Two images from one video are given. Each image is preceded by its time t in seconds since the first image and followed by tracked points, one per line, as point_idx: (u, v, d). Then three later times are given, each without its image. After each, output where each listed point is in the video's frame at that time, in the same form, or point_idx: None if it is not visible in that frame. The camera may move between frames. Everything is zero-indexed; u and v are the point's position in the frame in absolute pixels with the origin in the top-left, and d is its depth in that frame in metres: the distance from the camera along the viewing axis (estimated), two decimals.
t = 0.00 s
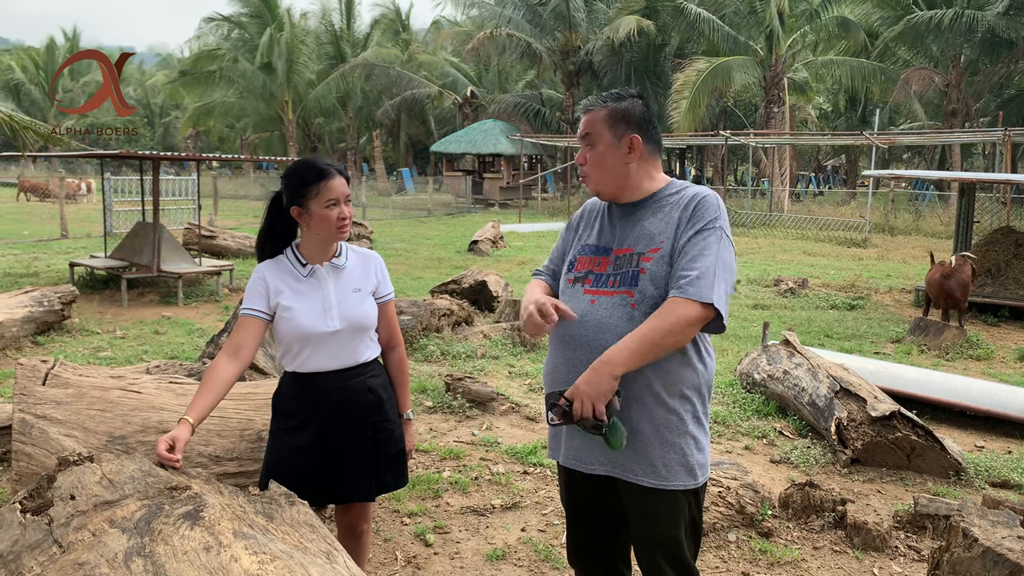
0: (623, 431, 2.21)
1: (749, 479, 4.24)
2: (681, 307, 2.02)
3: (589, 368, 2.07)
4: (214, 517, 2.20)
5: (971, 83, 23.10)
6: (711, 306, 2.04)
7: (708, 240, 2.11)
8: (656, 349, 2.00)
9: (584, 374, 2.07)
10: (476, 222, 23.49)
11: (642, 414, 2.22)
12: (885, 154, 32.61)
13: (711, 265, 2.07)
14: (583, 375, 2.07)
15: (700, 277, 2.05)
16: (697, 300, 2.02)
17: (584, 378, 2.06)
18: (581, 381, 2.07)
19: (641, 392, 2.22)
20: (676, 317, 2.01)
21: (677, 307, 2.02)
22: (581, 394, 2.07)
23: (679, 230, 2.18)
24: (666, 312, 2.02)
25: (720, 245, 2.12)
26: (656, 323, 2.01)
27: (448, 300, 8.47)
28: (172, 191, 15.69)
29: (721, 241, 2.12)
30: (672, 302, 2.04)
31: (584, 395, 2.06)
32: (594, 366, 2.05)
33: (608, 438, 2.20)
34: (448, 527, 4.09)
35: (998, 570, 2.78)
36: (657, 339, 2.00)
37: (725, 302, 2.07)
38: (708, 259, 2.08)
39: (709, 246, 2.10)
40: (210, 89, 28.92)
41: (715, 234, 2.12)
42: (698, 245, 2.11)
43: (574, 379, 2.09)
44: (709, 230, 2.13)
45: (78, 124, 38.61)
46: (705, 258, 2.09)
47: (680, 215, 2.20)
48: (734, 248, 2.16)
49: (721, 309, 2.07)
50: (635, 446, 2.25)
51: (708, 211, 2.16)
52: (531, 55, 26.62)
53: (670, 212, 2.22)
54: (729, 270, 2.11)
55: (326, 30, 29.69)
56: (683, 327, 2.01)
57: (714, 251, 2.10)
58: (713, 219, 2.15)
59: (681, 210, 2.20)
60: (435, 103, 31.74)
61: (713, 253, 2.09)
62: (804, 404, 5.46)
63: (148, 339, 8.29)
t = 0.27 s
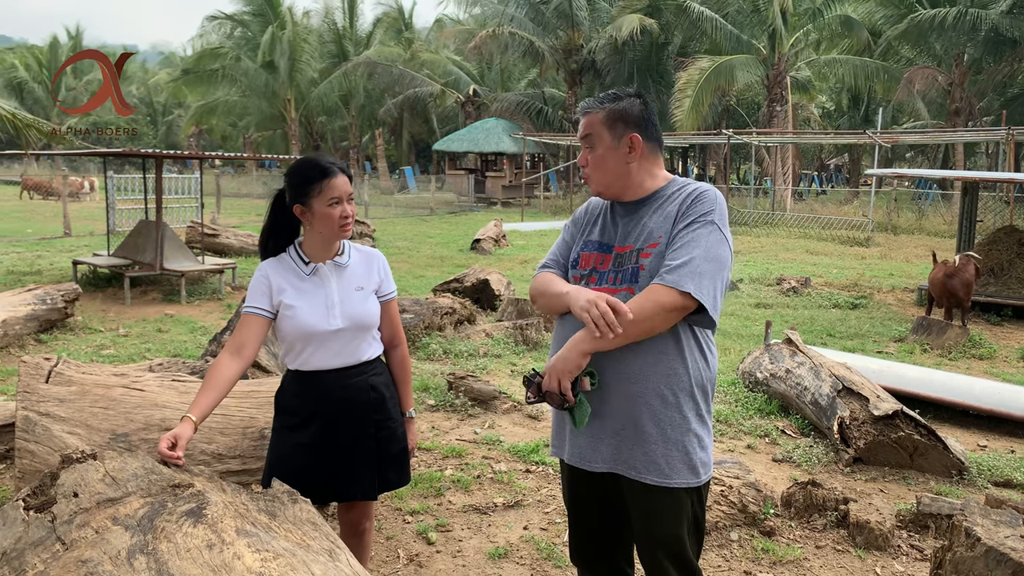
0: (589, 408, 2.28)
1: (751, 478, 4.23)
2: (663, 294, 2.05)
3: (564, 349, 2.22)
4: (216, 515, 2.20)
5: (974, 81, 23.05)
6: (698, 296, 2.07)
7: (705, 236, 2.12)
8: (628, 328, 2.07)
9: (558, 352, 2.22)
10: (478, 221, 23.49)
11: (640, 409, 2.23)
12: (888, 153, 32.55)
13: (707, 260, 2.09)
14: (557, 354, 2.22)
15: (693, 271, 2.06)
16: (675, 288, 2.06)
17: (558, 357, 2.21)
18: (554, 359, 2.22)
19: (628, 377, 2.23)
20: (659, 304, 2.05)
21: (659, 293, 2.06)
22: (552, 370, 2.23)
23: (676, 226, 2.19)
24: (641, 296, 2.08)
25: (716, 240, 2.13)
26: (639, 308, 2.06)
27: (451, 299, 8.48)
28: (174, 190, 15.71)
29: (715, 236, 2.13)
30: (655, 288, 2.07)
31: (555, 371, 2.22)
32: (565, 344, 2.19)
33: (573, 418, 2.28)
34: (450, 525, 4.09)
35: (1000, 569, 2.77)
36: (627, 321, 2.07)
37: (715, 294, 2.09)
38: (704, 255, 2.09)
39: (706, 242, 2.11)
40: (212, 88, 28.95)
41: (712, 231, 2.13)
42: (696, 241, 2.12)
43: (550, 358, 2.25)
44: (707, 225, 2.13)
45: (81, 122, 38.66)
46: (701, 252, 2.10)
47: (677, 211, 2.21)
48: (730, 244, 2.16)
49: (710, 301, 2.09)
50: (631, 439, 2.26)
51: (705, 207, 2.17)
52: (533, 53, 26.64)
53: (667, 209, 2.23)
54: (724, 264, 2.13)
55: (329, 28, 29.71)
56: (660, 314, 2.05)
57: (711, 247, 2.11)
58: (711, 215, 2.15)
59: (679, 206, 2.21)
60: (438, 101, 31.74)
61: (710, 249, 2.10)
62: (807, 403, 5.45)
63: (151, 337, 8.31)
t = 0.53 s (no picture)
0: (596, 412, 2.27)
1: (753, 477, 4.23)
2: (667, 298, 2.06)
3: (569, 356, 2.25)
4: (219, 513, 2.20)
5: (978, 80, 22.98)
6: (702, 300, 2.07)
7: (708, 236, 2.11)
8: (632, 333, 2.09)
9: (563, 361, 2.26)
10: (480, 220, 23.49)
11: (642, 409, 2.22)
12: (891, 152, 32.50)
13: (709, 261, 2.08)
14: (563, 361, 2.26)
15: (695, 272, 2.06)
16: (680, 292, 2.05)
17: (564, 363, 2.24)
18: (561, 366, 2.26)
19: (629, 377, 2.23)
20: (664, 308, 2.05)
21: (665, 298, 2.06)
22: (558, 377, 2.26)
23: (679, 226, 2.18)
24: (646, 300, 2.08)
25: (719, 241, 2.13)
26: (643, 312, 2.07)
27: (453, 297, 8.48)
28: (177, 187, 15.72)
29: (718, 237, 2.12)
30: (657, 293, 2.08)
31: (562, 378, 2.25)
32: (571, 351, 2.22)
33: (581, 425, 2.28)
34: (452, 524, 4.09)
35: (1004, 569, 2.76)
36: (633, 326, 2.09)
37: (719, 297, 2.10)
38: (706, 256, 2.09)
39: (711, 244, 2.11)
40: (215, 86, 28.95)
41: (716, 232, 2.13)
42: (700, 242, 2.11)
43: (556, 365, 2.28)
44: (710, 225, 2.13)
45: (85, 121, 38.72)
46: (705, 252, 2.10)
47: (680, 211, 2.20)
48: (733, 245, 2.16)
49: (714, 304, 2.09)
50: (632, 438, 2.25)
51: (708, 207, 2.17)
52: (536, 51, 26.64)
53: (670, 209, 2.23)
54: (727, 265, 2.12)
55: (332, 27, 29.71)
56: (664, 318, 2.06)
57: (714, 247, 2.11)
58: (713, 214, 2.15)
59: (682, 207, 2.21)
60: (441, 99, 31.73)
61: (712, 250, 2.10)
62: (810, 402, 5.44)
63: (154, 335, 8.31)
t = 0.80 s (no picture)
0: (608, 418, 2.27)
1: (756, 476, 4.22)
2: (681, 303, 2.04)
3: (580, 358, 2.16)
4: (221, 512, 2.20)
5: (981, 79, 22.92)
6: (713, 304, 2.06)
7: (714, 237, 2.11)
8: (651, 341, 2.05)
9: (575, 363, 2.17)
10: (483, 219, 23.47)
11: (644, 410, 2.22)
12: (894, 151, 32.43)
13: (716, 263, 2.07)
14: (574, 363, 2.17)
15: (704, 274, 2.05)
16: (696, 297, 2.03)
17: (576, 366, 2.16)
18: (573, 369, 2.17)
19: (633, 379, 2.22)
20: (678, 313, 2.03)
21: (679, 303, 2.04)
22: (569, 382, 2.17)
23: (684, 227, 2.18)
24: (665, 306, 2.05)
25: (726, 242, 2.12)
26: (658, 316, 2.04)
27: (455, 296, 8.47)
28: (179, 186, 15.72)
29: (726, 238, 2.12)
30: (672, 298, 2.05)
31: (574, 382, 2.16)
32: (585, 356, 2.14)
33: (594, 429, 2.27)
34: (454, 523, 4.09)
35: (1008, 569, 2.76)
36: (653, 333, 2.04)
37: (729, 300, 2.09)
38: (714, 258, 2.08)
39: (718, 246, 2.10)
40: (218, 84, 28.94)
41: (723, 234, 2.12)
42: (705, 243, 2.11)
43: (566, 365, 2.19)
44: (715, 227, 2.12)
45: (87, 119, 38.74)
46: (713, 254, 2.09)
47: (685, 212, 2.19)
48: (739, 246, 2.15)
49: (726, 307, 2.08)
50: (633, 438, 2.25)
51: (713, 207, 2.15)
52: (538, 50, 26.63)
53: (675, 210, 2.22)
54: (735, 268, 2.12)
55: (334, 26, 29.72)
56: (682, 324, 2.04)
57: (721, 248, 2.10)
58: (718, 216, 2.14)
59: (688, 208, 2.20)
60: (443, 98, 31.71)
61: (719, 250, 2.09)
62: (812, 402, 5.44)
63: (156, 334, 8.31)
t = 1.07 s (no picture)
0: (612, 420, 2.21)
1: (757, 476, 4.22)
2: (700, 312, 2.01)
3: (605, 356, 2.04)
4: (222, 512, 2.19)
5: (981, 78, 22.92)
6: (731, 312, 2.04)
7: (718, 239, 2.10)
8: (675, 352, 2.00)
9: (600, 362, 2.03)
10: (483, 218, 23.46)
11: (644, 411, 2.21)
12: (895, 150, 32.41)
13: (722, 266, 2.05)
14: (598, 361, 2.03)
15: (713, 278, 2.03)
16: (718, 307, 2.01)
17: (600, 367, 2.02)
18: (599, 371, 2.02)
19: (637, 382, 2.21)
20: (696, 320, 2.00)
21: (697, 310, 2.01)
22: (594, 382, 2.02)
23: (689, 229, 2.16)
24: (688, 315, 2.02)
25: (735, 245, 2.10)
26: (677, 324, 2.01)
27: (456, 295, 8.47)
28: (180, 186, 15.72)
29: (736, 243, 2.10)
30: (693, 307, 2.02)
31: (600, 385, 2.02)
32: (616, 358, 2.01)
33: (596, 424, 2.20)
34: (455, 522, 4.09)
35: (1009, 568, 2.75)
36: (679, 342, 2.00)
37: (743, 307, 2.07)
38: (719, 261, 2.06)
39: (725, 250, 2.08)
40: (219, 84, 28.95)
41: (731, 237, 2.10)
42: (708, 245, 2.10)
43: (591, 360, 2.04)
44: (720, 229, 2.10)
45: (88, 119, 38.78)
46: (719, 257, 2.07)
47: (690, 214, 2.18)
48: (746, 250, 2.14)
49: (741, 315, 2.06)
50: (632, 440, 2.24)
51: (717, 209, 2.14)
52: (539, 49, 26.64)
53: (681, 211, 2.20)
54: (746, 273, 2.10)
55: (335, 25, 29.75)
56: (708, 336, 2.02)
57: (728, 251, 2.08)
58: (722, 217, 2.12)
59: (692, 209, 2.18)
60: (444, 97, 31.71)
61: (724, 253, 2.08)
62: (814, 401, 5.43)
63: (158, 334, 8.32)
